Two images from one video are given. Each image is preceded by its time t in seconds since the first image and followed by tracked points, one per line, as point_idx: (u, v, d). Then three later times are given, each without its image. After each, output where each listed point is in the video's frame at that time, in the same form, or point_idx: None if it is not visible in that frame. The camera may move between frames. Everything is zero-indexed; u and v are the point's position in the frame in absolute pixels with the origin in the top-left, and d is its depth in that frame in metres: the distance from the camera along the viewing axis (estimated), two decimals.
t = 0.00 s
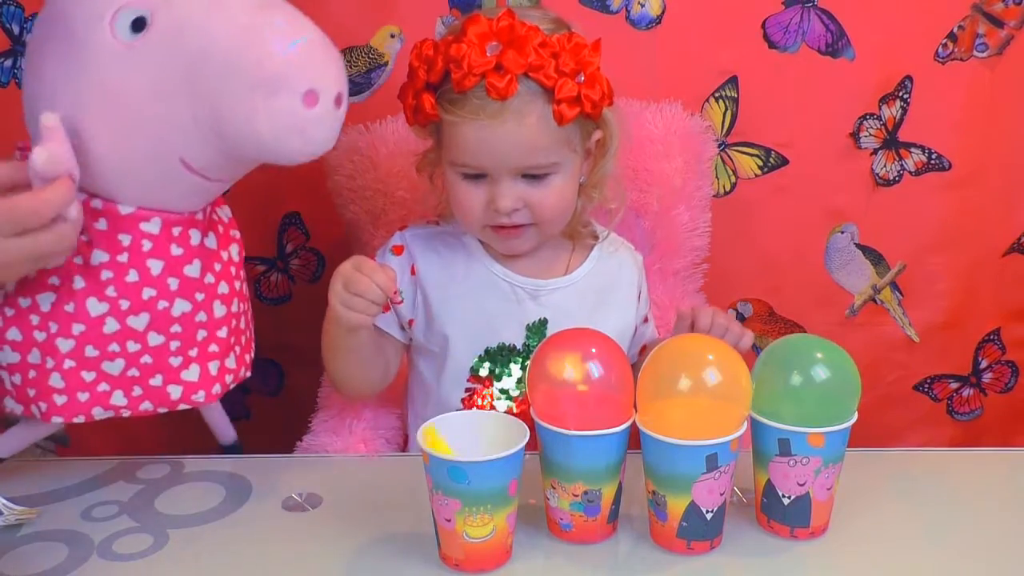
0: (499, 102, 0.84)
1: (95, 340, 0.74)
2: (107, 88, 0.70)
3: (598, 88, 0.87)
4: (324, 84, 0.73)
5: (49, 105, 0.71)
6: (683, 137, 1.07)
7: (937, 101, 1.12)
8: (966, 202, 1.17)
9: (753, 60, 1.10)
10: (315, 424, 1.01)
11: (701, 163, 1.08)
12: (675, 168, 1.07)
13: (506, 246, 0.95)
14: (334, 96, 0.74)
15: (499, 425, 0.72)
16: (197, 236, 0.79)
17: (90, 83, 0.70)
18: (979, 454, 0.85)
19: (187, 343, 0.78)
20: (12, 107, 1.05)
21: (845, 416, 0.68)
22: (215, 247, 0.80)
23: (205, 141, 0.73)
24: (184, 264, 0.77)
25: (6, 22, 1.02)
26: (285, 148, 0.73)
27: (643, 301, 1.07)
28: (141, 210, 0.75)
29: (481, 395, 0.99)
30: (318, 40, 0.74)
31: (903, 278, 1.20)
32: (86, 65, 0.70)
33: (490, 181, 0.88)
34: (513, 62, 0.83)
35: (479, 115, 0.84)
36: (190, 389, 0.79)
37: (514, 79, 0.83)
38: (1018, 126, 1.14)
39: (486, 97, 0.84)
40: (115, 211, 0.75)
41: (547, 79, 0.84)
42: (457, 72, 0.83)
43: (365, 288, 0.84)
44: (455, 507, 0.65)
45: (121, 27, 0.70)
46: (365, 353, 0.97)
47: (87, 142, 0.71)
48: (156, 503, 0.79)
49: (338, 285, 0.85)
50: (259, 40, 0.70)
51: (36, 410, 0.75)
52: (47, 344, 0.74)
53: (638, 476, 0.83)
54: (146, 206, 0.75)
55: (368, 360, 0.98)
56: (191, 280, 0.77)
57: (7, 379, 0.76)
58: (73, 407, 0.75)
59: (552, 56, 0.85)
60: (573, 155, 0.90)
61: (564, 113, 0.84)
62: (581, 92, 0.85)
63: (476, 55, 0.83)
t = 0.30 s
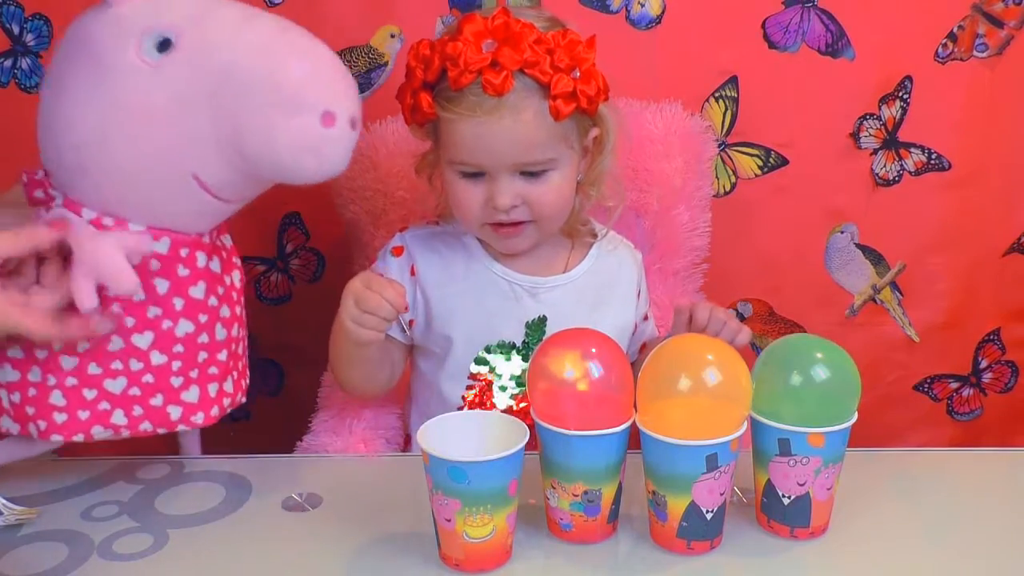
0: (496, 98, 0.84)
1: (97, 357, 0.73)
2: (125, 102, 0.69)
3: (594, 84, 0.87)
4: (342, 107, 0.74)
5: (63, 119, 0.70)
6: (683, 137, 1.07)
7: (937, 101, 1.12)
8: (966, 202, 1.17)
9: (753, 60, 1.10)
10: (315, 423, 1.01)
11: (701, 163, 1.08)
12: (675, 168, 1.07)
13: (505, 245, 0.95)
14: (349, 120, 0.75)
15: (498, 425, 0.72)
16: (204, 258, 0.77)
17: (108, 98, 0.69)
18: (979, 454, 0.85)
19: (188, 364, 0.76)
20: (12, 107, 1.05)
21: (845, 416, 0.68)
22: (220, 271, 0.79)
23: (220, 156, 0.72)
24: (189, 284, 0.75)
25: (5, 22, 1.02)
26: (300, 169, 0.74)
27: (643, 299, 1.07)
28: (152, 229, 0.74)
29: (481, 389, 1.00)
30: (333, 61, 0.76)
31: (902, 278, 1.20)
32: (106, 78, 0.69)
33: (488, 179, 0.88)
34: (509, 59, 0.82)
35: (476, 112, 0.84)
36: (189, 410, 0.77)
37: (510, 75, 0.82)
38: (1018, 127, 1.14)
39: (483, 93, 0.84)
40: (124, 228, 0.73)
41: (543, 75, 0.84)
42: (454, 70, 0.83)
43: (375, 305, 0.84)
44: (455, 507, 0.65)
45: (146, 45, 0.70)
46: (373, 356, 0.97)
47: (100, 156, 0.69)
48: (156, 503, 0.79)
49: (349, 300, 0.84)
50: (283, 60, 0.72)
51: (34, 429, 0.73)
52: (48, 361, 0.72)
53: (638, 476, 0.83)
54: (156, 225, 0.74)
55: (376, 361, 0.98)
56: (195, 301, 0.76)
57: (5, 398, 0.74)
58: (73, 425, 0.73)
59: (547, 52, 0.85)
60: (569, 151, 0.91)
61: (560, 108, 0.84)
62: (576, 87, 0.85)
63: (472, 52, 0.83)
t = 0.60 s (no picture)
0: (488, 100, 0.84)
1: (116, 431, 0.73)
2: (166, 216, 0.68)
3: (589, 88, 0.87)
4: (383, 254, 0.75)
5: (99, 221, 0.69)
6: (683, 137, 1.06)
7: (937, 101, 1.12)
8: (966, 202, 1.17)
9: (753, 60, 1.10)
10: (315, 424, 1.01)
11: (701, 163, 1.08)
12: (675, 168, 1.06)
13: (499, 250, 0.96)
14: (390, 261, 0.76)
15: (498, 425, 0.72)
16: (223, 337, 0.77)
17: (151, 213, 0.68)
18: (979, 454, 0.85)
19: (200, 435, 0.78)
20: (12, 107, 1.04)
21: (845, 415, 0.68)
22: (235, 343, 0.79)
23: (254, 280, 0.73)
24: (208, 364, 0.76)
25: (5, 22, 1.02)
26: (336, 297, 0.75)
27: (641, 302, 1.07)
28: (176, 316, 0.74)
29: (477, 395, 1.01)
30: (380, 200, 0.76)
31: (902, 278, 1.20)
32: (150, 196, 0.68)
33: (480, 182, 0.88)
34: (502, 60, 0.82)
35: (467, 113, 0.85)
36: (196, 475, 0.79)
37: (502, 76, 0.82)
38: (1018, 127, 1.14)
39: (475, 95, 0.84)
40: (150, 313, 0.73)
41: (536, 78, 0.84)
42: (445, 71, 0.82)
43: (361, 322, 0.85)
44: (455, 507, 0.65)
45: (200, 168, 0.68)
46: (368, 365, 0.97)
47: (135, 264, 0.70)
48: (155, 502, 0.79)
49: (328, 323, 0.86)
50: (338, 224, 0.71)
51: (47, 489, 0.75)
52: (67, 432, 0.73)
53: (638, 476, 0.82)
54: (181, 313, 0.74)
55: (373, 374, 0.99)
56: (211, 378, 0.77)
57: (20, 455, 0.75)
58: (87, 490, 0.75)
59: (542, 54, 0.84)
60: (564, 155, 0.91)
61: (553, 112, 0.84)
62: (571, 90, 0.85)
63: (465, 53, 0.82)
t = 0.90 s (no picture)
0: (471, 119, 0.84)
1: (141, 403, 0.76)
2: (186, 161, 0.71)
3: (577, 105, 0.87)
4: (398, 177, 0.77)
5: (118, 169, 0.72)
6: (683, 137, 1.07)
7: (937, 101, 1.12)
8: (966, 202, 1.17)
9: (753, 60, 1.10)
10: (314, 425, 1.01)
11: (701, 163, 1.08)
12: (674, 168, 1.07)
13: (484, 270, 0.96)
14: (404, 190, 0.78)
15: (498, 426, 0.72)
16: (243, 306, 0.80)
17: (171, 155, 0.71)
18: (978, 454, 0.85)
19: (226, 409, 0.80)
20: (12, 108, 1.04)
21: (845, 415, 0.68)
22: (256, 316, 0.82)
23: (278, 222, 0.75)
24: (230, 332, 0.79)
25: (6, 22, 1.02)
26: (356, 229, 0.76)
27: (632, 304, 1.08)
28: (197, 278, 0.77)
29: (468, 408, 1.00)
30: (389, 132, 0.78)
31: (902, 278, 1.20)
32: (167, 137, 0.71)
33: (464, 203, 0.88)
34: (485, 78, 0.83)
35: (449, 133, 0.84)
36: (224, 452, 0.81)
37: (485, 95, 0.83)
38: (1018, 127, 1.14)
39: (457, 114, 0.84)
40: (173, 278, 0.76)
41: (521, 96, 0.85)
42: (427, 87, 0.83)
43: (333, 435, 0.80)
44: (455, 507, 0.66)
45: (212, 109, 0.72)
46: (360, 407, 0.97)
47: (160, 210, 0.72)
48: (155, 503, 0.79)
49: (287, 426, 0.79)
50: (351, 144, 0.74)
51: (74, 469, 0.77)
52: (93, 405, 0.75)
53: (637, 477, 0.83)
54: (203, 274, 0.77)
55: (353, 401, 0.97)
56: (234, 348, 0.79)
57: (46, 437, 0.77)
58: (115, 466, 0.77)
59: (527, 71, 0.85)
60: (551, 174, 0.90)
61: (540, 130, 0.85)
62: (558, 108, 0.86)
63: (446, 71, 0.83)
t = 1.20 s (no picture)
0: (469, 146, 0.84)
1: (136, 421, 0.74)
2: (172, 173, 0.71)
3: (578, 127, 0.87)
4: (385, 193, 0.75)
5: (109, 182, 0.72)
6: (683, 137, 1.07)
7: (937, 101, 1.12)
8: (966, 202, 1.17)
9: (753, 60, 1.10)
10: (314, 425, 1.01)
11: (701, 164, 1.08)
12: (675, 168, 1.07)
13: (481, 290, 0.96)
14: (393, 206, 0.76)
15: (498, 425, 0.72)
16: (239, 321, 0.79)
17: (158, 168, 0.71)
18: (978, 454, 0.85)
19: (221, 426, 0.78)
20: (12, 108, 1.04)
21: (845, 416, 0.68)
22: (254, 331, 0.81)
23: (266, 236, 0.74)
24: (225, 348, 0.78)
25: (6, 22, 1.02)
26: (345, 244, 0.74)
27: (631, 307, 1.08)
28: (190, 295, 0.76)
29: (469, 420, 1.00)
30: (379, 144, 0.77)
31: (902, 278, 1.20)
32: (155, 152, 0.71)
33: (462, 229, 0.88)
34: (481, 102, 0.83)
35: (445, 161, 0.84)
36: (220, 470, 0.79)
37: (482, 120, 0.82)
38: (1017, 128, 1.14)
39: (454, 140, 0.84)
40: (164, 293, 0.75)
41: (520, 121, 0.84)
42: (421, 112, 0.82)
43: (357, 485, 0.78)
44: (455, 507, 0.66)
45: (199, 123, 0.71)
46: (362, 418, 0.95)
47: (148, 224, 0.72)
48: (155, 504, 0.79)
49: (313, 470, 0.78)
50: (338, 158, 0.72)
51: (69, 488, 0.75)
52: (86, 424, 0.74)
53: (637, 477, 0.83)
54: (195, 291, 0.76)
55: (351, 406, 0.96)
56: (230, 364, 0.78)
57: (43, 456, 0.76)
58: (107, 486, 0.75)
59: (526, 93, 0.85)
60: (550, 197, 0.90)
61: (540, 155, 0.84)
62: (557, 131, 0.85)
63: (442, 94, 0.83)
